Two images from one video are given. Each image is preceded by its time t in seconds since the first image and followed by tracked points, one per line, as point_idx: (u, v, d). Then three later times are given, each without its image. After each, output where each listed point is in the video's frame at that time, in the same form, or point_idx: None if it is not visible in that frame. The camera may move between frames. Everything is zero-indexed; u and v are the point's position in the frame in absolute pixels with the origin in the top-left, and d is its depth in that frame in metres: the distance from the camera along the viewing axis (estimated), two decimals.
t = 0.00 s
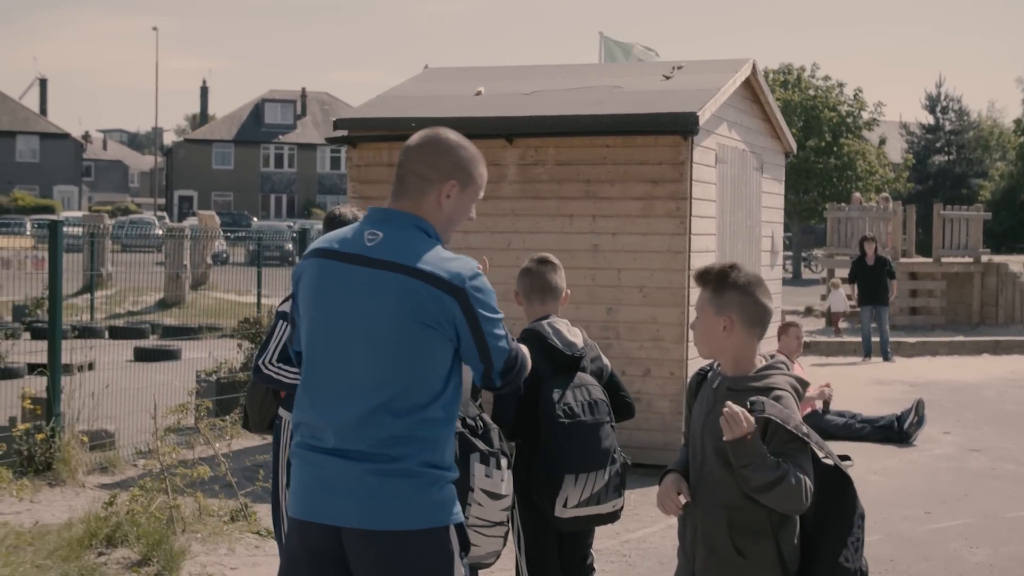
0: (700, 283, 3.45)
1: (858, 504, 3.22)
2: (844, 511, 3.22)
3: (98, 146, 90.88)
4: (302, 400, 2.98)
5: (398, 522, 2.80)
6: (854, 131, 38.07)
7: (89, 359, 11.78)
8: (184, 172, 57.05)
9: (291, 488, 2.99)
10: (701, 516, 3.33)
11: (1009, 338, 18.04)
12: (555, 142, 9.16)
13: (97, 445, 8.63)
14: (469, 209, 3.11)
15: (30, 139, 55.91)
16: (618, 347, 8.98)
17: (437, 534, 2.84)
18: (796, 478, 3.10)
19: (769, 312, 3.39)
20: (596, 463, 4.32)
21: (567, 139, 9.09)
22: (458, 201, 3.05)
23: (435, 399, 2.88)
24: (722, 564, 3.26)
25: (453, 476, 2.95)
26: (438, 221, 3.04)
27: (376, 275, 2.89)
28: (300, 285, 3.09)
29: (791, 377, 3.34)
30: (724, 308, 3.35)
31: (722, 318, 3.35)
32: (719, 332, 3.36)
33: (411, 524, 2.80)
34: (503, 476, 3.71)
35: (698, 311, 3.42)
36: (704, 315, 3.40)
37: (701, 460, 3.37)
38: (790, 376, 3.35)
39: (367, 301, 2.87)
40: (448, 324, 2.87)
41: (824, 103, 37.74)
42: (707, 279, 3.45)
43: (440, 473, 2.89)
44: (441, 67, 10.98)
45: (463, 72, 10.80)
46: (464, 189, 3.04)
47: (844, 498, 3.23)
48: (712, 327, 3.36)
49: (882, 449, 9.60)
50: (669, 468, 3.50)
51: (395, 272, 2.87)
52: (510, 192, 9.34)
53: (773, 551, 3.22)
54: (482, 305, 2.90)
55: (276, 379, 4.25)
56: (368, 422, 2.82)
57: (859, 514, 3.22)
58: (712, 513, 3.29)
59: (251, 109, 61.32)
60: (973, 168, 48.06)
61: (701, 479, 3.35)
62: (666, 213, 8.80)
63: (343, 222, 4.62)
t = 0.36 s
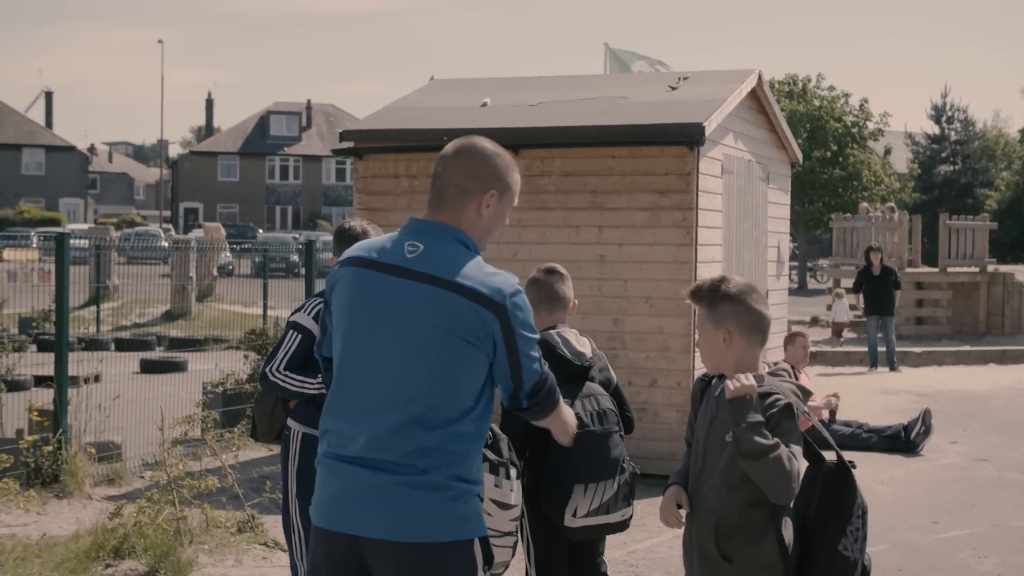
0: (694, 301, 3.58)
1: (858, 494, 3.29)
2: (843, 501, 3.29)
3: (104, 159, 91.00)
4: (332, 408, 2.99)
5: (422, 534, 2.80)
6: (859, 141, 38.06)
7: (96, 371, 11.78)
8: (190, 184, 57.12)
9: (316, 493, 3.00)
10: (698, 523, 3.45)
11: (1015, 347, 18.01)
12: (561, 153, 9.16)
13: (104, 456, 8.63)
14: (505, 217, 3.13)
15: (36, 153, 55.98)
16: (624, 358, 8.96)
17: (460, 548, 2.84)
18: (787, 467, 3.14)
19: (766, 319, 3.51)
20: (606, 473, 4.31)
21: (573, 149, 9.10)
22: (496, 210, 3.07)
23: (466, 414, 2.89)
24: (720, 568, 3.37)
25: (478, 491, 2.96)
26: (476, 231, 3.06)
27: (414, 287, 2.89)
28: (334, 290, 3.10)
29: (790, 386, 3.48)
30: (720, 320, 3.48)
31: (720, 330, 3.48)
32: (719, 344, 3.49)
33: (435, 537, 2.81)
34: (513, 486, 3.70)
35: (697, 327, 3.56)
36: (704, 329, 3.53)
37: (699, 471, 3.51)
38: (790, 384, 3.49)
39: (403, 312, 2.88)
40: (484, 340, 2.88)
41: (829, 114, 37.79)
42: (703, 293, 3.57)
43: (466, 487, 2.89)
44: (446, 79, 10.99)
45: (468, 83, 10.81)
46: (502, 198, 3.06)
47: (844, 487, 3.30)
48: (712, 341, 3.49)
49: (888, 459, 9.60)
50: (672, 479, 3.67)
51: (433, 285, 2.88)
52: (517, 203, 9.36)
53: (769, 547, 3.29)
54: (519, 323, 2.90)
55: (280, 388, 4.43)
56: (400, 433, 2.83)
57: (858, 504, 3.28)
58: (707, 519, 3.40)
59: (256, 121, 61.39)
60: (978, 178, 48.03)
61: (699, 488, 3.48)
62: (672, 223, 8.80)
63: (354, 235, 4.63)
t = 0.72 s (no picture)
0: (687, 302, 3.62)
1: (845, 486, 3.42)
2: (829, 493, 3.40)
3: (106, 166, 91.06)
4: (348, 410, 2.99)
5: (431, 541, 2.81)
6: (861, 146, 38.07)
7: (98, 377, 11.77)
8: (191, 191, 57.14)
9: (329, 494, 3.02)
10: (686, 524, 3.46)
11: (1018, 353, 17.98)
12: (563, 158, 9.17)
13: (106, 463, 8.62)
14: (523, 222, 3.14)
15: (38, 160, 56.00)
16: (627, 363, 8.97)
17: (469, 555, 2.85)
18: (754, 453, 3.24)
19: (760, 319, 3.56)
20: (613, 479, 4.34)
21: (574, 155, 9.10)
22: (515, 215, 3.07)
23: (480, 423, 2.89)
24: (707, 568, 3.40)
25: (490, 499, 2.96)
26: (495, 236, 3.05)
27: (432, 295, 2.89)
28: (352, 293, 3.09)
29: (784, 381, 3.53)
30: (716, 321, 3.53)
31: (714, 331, 3.52)
32: (715, 345, 3.52)
33: (444, 544, 2.82)
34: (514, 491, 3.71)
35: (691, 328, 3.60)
36: (699, 331, 3.57)
37: (688, 471, 3.52)
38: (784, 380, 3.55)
39: (419, 320, 2.88)
40: (500, 351, 2.86)
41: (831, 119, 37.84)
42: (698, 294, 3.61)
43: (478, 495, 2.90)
44: (449, 85, 10.99)
45: (470, 89, 10.81)
46: (521, 203, 3.06)
47: (828, 481, 3.42)
48: (709, 342, 3.53)
49: (891, 464, 9.59)
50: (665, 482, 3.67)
51: (451, 293, 2.87)
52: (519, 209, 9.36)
53: (753, 543, 3.33)
54: (536, 336, 2.88)
55: (282, 390, 4.54)
56: (412, 440, 2.83)
57: (844, 495, 3.41)
58: (695, 519, 3.42)
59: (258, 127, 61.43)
60: (980, 183, 48.00)
61: (685, 489, 3.50)
62: (675, 229, 8.80)
63: (358, 243, 4.64)
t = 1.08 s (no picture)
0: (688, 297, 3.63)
1: (840, 480, 3.41)
2: (824, 488, 3.39)
3: (112, 170, 91.15)
4: (361, 412, 3.02)
5: (437, 542, 2.80)
6: (868, 148, 38.02)
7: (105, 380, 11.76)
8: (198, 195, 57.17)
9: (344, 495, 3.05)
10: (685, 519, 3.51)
11: None
12: (569, 160, 9.16)
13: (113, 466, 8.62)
14: (538, 222, 3.06)
15: (45, 164, 56.01)
16: (633, 365, 8.96)
17: (478, 557, 2.83)
18: (733, 445, 3.28)
19: (756, 318, 3.55)
20: (622, 484, 4.41)
21: (580, 156, 9.09)
22: (528, 218, 2.99)
23: (486, 426, 2.86)
24: (709, 563, 3.43)
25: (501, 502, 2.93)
26: (507, 240, 2.99)
27: (437, 298, 2.88)
28: (366, 293, 3.11)
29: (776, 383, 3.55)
30: (713, 318, 3.53)
31: (711, 328, 3.52)
32: (711, 342, 3.52)
33: (450, 545, 2.80)
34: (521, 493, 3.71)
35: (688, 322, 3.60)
36: (696, 327, 3.56)
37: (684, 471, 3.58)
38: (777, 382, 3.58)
39: (423, 324, 2.88)
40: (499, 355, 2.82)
41: (838, 121, 37.82)
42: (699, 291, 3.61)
43: (486, 497, 2.87)
44: (455, 87, 10.98)
45: (476, 91, 10.80)
46: (534, 205, 2.99)
47: (824, 475, 3.41)
48: (704, 338, 3.52)
49: (898, 466, 9.58)
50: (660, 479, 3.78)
51: (454, 297, 2.86)
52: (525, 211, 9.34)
53: (751, 535, 3.36)
54: (534, 340, 2.82)
55: (287, 388, 4.56)
56: (419, 443, 2.84)
57: (840, 490, 3.40)
58: (692, 514, 3.46)
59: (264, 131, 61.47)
60: (987, 185, 47.91)
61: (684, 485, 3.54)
62: (681, 230, 8.79)
63: (363, 245, 4.64)
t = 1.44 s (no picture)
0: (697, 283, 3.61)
1: (847, 468, 3.41)
2: (831, 476, 3.40)
3: (125, 165, 91.30)
4: (373, 404, 3.02)
5: (442, 533, 2.79)
6: (882, 137, 37.90)
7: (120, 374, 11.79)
8: (211, 189, 57.23)
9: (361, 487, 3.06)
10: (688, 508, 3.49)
11: None
12: (580, 151, 9.13)
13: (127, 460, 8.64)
14: (550, 212, 3.00)
15: (58, 159, 56.09)
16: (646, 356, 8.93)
17: (486, 547, 2.82)
18: (735, 432, 3.30)
19: (765, 306, 3.54)
20: (635, 477, 4.44)
21: (591, 147, 9.07)
22: (536, 208, 2.94)
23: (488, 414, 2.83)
24: (714, 552, 3.41)
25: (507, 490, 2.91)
26: (514, 231, 2.94)
27: (438, 288, 2.87)
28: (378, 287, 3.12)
29: (784, 373, 3.54)
30: (721, 305, 3.51)
31: (720, 315, 3.51)
32: (719, 328, 3.52)
33: (457, 536, 2.80)
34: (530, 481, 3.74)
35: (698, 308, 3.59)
36: (705, 313, 3.56)
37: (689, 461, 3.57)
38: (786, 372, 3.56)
39: (425, 314, 2.87)
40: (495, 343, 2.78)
41: (851, 110, 37.70)
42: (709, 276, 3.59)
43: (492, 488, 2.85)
44: (466, 78, 10.96)
45: (487, 83, 10.78)
46: (541, 195, 2.93)
47: (831, 462, 3.41)
48: (712, 324, 3.52)
49: (913, 455, 9.56)
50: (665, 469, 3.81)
51: (453, 286, 2.84)
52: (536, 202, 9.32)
53: (758, 523, 3.36)
54: (526, 326, 2.75)
55: (295, 378, 4.55)
56: (424, 434, 2.83)
57: (846, 478, 3.40)
58: (695, 502, 3.45)
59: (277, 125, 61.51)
60: (1002, 173, 47.73)
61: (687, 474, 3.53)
62: (693, 220, 8.77)
63: (373, 237, 4.64)
